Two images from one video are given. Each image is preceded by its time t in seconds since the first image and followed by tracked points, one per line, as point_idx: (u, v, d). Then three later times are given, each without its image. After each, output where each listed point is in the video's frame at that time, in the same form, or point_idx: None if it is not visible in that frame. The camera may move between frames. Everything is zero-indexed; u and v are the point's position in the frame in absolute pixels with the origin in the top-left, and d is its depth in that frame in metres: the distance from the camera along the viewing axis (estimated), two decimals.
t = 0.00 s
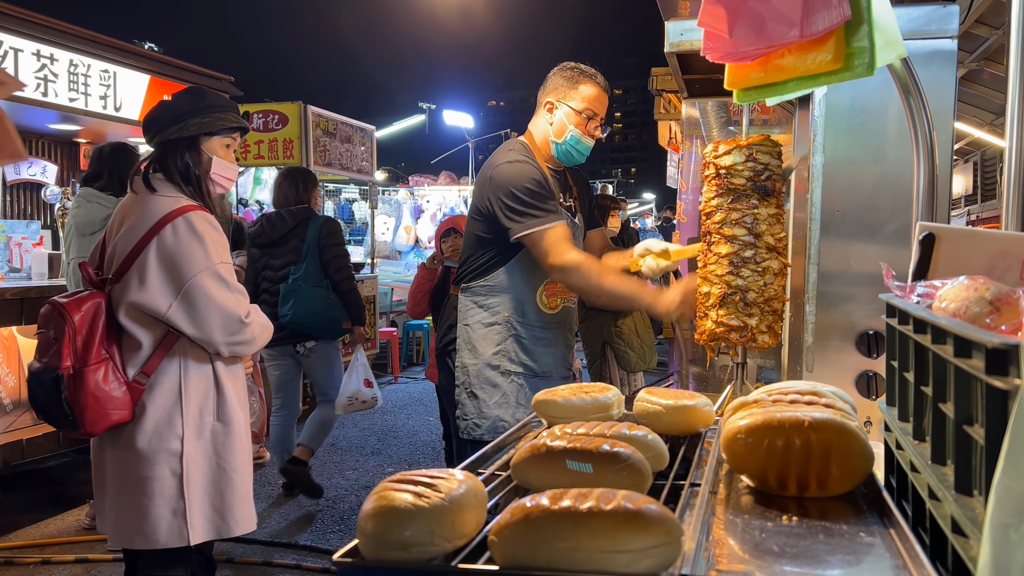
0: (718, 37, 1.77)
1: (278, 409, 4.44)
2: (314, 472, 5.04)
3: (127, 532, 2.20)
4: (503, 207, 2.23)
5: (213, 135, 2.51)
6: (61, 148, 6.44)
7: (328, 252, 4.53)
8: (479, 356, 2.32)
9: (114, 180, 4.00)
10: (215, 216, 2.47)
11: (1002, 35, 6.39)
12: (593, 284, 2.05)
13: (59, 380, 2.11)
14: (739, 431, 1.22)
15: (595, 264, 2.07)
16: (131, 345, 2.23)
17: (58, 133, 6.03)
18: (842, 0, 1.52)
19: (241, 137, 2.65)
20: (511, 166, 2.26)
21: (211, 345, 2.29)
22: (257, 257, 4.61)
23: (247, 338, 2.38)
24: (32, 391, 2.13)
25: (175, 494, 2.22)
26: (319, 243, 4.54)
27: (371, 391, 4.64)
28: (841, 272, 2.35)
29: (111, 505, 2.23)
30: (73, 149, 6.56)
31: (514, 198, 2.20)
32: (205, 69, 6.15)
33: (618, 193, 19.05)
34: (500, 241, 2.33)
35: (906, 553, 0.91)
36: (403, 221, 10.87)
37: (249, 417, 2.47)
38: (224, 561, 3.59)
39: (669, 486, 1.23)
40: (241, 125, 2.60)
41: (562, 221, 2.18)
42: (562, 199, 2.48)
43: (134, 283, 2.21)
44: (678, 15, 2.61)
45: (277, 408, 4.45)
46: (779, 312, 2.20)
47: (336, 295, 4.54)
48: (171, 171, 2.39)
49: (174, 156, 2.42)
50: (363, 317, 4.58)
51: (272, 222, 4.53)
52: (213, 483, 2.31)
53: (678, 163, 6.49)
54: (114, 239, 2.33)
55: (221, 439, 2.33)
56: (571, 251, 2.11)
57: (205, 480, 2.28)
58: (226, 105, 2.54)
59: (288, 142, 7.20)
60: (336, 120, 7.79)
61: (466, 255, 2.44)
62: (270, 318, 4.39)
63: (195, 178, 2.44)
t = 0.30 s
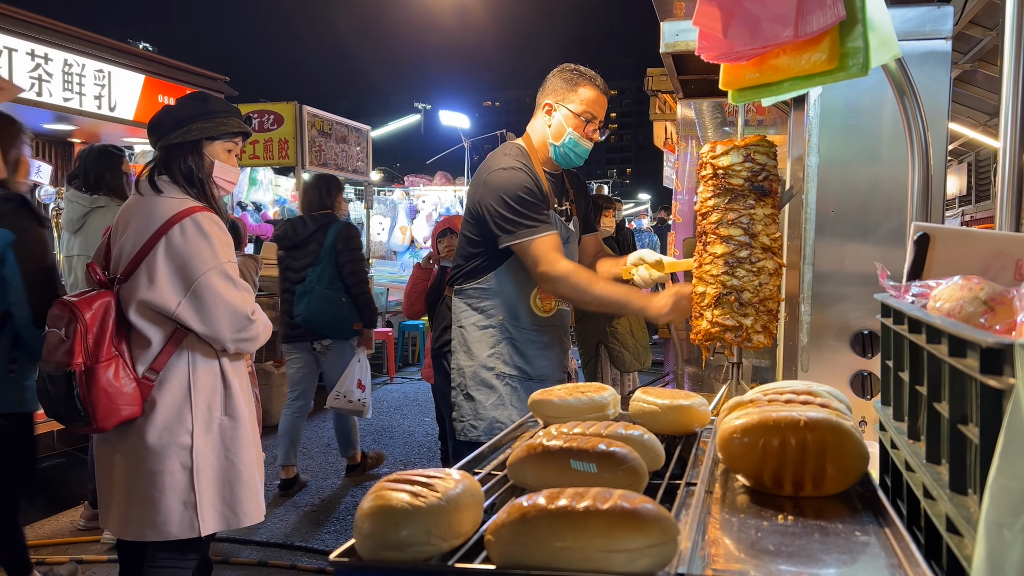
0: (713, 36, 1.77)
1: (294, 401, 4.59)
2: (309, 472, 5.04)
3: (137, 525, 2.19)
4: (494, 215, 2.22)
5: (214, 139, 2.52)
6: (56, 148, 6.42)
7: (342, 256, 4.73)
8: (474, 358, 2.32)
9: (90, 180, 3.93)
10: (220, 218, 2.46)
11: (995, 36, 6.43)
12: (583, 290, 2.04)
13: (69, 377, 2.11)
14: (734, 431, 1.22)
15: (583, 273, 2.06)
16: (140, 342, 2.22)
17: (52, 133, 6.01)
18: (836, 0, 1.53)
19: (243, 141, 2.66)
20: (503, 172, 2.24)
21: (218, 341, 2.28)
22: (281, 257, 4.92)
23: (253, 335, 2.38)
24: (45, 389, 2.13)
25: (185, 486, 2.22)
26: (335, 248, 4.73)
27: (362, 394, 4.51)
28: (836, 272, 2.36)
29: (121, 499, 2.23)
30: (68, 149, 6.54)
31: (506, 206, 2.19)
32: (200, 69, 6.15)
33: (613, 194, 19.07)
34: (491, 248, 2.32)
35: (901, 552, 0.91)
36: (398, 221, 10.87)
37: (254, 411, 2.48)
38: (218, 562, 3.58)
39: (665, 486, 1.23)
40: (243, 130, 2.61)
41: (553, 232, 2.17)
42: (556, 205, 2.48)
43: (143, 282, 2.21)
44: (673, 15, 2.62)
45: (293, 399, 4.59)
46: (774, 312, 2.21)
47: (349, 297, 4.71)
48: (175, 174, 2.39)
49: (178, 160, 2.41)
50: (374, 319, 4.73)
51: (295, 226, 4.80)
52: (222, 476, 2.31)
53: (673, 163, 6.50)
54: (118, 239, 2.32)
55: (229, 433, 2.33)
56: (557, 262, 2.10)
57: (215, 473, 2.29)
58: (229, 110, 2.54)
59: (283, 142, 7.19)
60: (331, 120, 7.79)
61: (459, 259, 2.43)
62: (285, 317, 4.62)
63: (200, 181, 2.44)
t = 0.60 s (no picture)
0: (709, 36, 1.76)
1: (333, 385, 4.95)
2: (305, 472, 5.02)
3: (148, 521, 2.18)
4: (483, 223, 2.21)
5: (214, 144, 2.50)
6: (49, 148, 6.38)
7: (366, 252, 4.73)
8: (469, 358, 2.32)
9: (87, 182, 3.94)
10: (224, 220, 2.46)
11: (989, 36, 6.47)
12: (552, 323, 2.10)
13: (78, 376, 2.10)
14: (729, 430, 1.23)
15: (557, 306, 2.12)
16: (147, 341, 2.22)
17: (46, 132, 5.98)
18: (832, 0, 1.54)
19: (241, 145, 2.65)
20: (498, 178, 2.24)
21: (224, 339, 2.29)
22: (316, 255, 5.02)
23: (255, 333, 2.40)
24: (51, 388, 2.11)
25: (195, 483, 2.22)
26: (360, 244, 4.75)
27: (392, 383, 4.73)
28: (831, 271, 2.36)
29: (129, 497, 2.21)
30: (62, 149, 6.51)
31: (496, 214, 2.18)
32: (195, 68, 6.13)
33: (609, 194, 19.10)
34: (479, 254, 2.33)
35: (896, 550, 0.92)
36: (394, 221, 10.85)
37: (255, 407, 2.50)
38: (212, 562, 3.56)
39: (660, 485, 1.23)
40: (242, 135, 2.60)
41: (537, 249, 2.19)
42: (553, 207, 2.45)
43: (150, 281, 2.20)
44: (668, 15, 2.62)
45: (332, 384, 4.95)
46: (769, 312, 2.22)
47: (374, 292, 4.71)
48: (177, 176, 2.37)
49: (178, 163, 2.40)
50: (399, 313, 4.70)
51: (326, 224, 4.89)
52: (230, 471, 2.32)
53: (668, 163, 6.52)
54: (120, 238, 2.31)
55: (235, 429, 2.35)
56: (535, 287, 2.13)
57: (224, 468, 2.30)
58: (229, 115, 2.54)
59: (278, 142, 7.17)
60: (327, 120, 7.77)
61: (452, 262, 2.43)
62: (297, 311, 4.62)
63: (201, 185, 2.42)
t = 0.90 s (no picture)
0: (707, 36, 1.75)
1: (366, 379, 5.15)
2: (302, 472, 5.02)
3: (156, 519, 2.16)
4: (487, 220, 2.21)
5: (216, 147, 2.49)
6: (45, 147, 6.35)
7: (386, 255, 5.03)
8: (461, 360, 2.31)
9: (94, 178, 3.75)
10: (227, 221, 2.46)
11: (985, 37, 6.50)
12: (567, 309, 2.00)
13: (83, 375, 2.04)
14: (727, 431, 1.23)
15: (573, 292, 2.03)
16: (151, 340, 2.20)
17: (42, 132, 5.95)
18: (829, 1, 1.54)
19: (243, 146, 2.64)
20: (500, 175, 2.24)
21: (229, 339, 2.31)
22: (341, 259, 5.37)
23: (258, 332, 2.42)
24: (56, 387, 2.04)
25: (204, 478, 2.23)
26: (381, 247, 5.04)
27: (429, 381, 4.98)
28: (828, 271, 2.37)
29: (135, 494, 2.20)
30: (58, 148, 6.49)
31: (500, 210, 2.18)
32: (190, 67, 6.11)
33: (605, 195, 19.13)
34: (484, 254, 2.32)
35: (894, 550, 0.92)
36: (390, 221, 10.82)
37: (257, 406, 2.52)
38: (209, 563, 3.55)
39: (658, 486, 1.23)
40: (244, 137, 2.58)
41: (543, 240, 2.15)
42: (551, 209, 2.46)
43: (157, 280, 2.19)
44: (665, 16, 2.63)
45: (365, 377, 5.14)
46: (766, 312, 2.22)
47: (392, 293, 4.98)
48: (180, 179, 2.37)
49: (181, 166, 2.40)
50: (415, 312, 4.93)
51: (349, 228, 5.24)
52: (236, 468, 2.33)
53: (665, 163, 6.52)
54: (122, 240, 2.30)
55: (241, 427, 2.37)
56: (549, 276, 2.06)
57: (230, 465, 2.31)
58: (231, 118, 2.53)
59: (274, 142, 7.16)
60: (323, 120, 7.77)
61: (449, 262, 2.42)
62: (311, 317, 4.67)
63: (203, 189, 2.42)
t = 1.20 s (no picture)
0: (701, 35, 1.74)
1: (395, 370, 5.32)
2: (298, 472, 5.01)
3: (168, 514, 2.15)
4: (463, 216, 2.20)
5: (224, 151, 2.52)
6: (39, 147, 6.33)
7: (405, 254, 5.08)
8: (454, 361, 2.30)
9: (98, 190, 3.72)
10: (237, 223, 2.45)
11: (979, 38, 6.55)
12: (528, 299, 2.02)
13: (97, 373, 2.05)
14: (723, 431, 1.23)
15: (531, 284, 2.04)
16: (163, 338, 2.19)
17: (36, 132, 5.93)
18: (825, 2, 1.54)
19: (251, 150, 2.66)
20: (483, 172, 2.22)
21: (239, 336, 2.29)
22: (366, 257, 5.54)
23: (268, 330, 2.41)
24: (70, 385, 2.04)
25: (217, 473, 2.22)
26: (399, 248, 5.06)
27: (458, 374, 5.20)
28: (823, 271, 2.37)
29: (147, 490, 2.18)
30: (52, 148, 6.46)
31: (479, 205, 2.16)
32: (185, 67, 6.09)
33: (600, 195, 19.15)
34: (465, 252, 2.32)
35: (889, 550, 0.92)
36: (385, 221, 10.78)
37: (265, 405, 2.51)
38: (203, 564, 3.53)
39: (654, 486, 1.23)
40: (252, 141, 2.61)
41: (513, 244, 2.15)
42: (540, 205, 2.41)
43: (167, 281, 2.19)
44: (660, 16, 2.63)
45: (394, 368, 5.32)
46: (762, 312, 2.22)
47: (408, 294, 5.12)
48: (191, 182, 2.36)
49: (192, 169, 2.39)
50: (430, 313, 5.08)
51: (370, 228, 5.38)
52: (248, 464, 2.32)
53: (660, 164, 6.54)
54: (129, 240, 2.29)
55: (252, 424, 2.36)
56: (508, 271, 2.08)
57: (242, 461, 2.30)
58: (239, 123, 2.57)
59: (270, 141, 7.14)
60: (319, 120, 7.76)
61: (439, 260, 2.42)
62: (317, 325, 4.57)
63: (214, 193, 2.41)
